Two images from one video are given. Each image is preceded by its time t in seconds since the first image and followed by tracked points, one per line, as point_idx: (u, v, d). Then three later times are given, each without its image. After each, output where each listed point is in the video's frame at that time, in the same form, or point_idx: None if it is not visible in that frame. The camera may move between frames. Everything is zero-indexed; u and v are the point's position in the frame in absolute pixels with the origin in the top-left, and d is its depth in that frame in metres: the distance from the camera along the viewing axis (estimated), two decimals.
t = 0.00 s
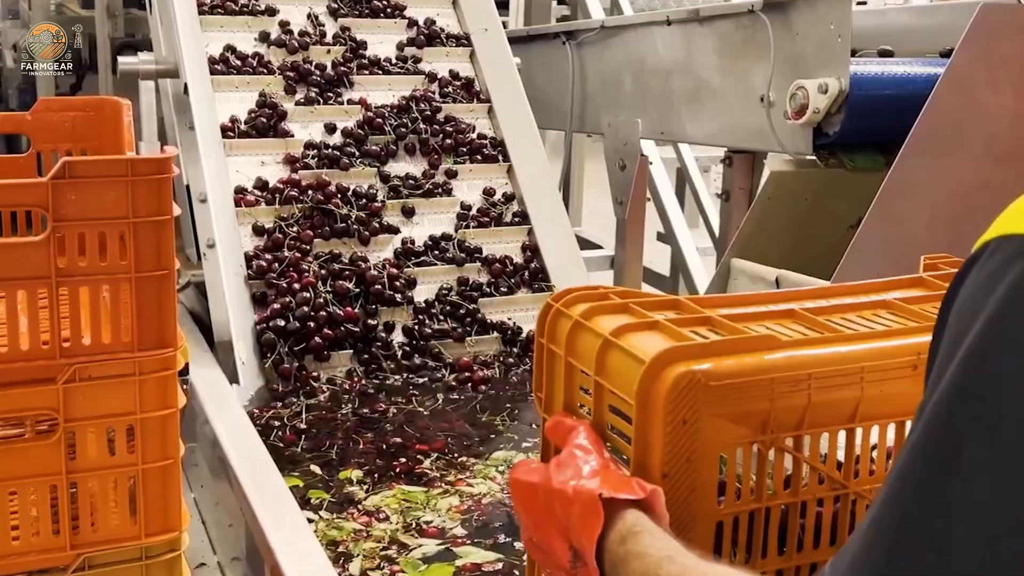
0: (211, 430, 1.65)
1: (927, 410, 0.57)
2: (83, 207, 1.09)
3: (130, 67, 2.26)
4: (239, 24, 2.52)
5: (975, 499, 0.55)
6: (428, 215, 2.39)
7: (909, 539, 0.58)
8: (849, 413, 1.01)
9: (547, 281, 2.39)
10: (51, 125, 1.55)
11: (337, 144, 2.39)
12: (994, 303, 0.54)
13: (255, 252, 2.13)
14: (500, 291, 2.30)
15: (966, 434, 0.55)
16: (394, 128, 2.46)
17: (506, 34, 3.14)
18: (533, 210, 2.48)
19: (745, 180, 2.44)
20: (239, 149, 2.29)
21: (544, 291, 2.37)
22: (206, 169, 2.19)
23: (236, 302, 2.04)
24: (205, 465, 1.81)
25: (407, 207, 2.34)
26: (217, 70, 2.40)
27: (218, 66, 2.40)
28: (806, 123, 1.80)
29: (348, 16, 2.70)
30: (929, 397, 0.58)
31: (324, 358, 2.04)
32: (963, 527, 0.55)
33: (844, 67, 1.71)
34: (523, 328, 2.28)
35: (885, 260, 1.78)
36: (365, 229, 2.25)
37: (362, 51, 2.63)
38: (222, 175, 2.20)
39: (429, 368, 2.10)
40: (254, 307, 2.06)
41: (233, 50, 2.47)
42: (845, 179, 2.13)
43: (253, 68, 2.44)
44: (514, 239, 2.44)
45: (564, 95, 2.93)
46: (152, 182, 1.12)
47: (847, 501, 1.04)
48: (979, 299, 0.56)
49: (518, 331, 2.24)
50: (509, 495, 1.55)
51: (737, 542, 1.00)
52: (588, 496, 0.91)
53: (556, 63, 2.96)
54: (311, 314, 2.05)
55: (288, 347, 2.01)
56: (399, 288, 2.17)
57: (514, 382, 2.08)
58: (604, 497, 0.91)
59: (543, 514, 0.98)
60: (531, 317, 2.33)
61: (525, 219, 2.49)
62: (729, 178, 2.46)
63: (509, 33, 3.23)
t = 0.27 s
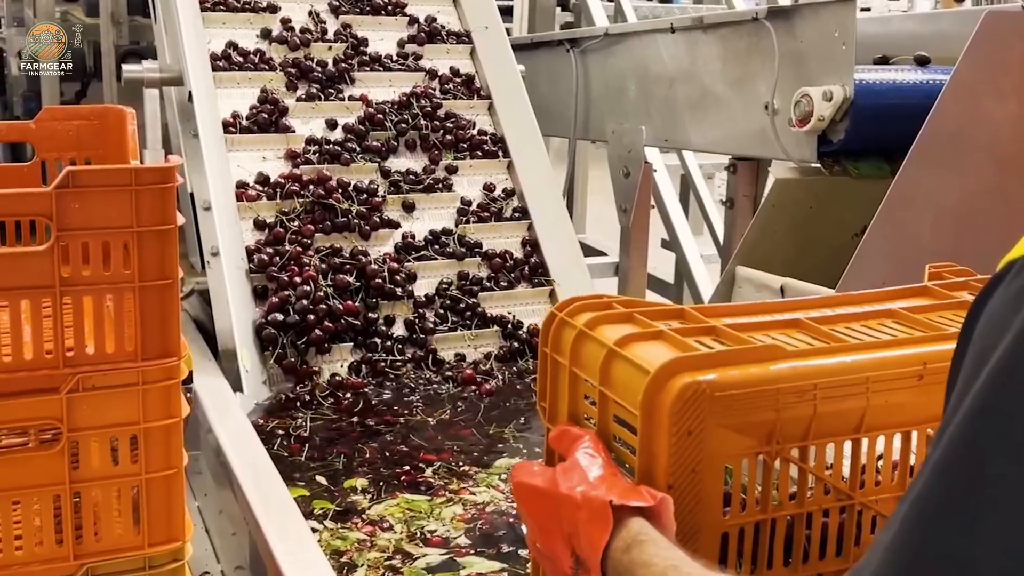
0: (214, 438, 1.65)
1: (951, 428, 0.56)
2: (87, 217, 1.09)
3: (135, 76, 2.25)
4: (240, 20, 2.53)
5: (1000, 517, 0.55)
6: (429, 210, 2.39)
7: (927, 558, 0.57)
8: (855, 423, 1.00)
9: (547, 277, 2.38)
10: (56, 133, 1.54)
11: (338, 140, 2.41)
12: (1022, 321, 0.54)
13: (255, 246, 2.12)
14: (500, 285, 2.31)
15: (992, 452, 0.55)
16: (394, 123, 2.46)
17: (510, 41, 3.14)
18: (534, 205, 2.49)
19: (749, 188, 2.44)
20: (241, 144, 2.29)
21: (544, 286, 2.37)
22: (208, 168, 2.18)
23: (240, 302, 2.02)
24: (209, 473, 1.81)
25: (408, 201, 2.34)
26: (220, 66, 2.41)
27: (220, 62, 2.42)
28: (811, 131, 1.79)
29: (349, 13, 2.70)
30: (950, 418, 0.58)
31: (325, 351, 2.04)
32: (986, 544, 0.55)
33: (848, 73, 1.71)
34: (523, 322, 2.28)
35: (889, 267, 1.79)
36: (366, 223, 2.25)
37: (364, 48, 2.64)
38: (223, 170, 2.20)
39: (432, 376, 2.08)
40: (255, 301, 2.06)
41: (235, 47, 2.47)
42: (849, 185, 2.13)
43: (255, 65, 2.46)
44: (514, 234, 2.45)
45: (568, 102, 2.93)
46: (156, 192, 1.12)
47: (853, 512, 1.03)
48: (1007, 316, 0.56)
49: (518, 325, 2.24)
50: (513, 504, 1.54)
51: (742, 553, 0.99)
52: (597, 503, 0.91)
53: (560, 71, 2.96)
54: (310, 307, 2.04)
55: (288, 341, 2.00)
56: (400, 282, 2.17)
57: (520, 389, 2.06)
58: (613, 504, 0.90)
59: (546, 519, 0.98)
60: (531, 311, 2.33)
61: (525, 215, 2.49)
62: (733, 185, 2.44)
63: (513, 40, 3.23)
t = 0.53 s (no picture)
0: (220, 447, 1.65)
1: (976, 441, 0.57)
2: (93, 227, 1.09)
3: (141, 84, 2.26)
4: (244, 18, 2.54)
5: None
6: (431, 206, 2.40)
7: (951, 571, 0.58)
8: (862, 434, 1.00)
9: (548, 272, 2.39)
10: (62, 142, 1.55)
11: (341, 136, 2.42)
12: None
13: (259, 241, 2.14)
14: (501, 280, 2.32)
15: (1016, 465, 0.56)
16: (397, 120, 2.47)
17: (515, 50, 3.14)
18: (534, 201, 2.50)
19: (755, 197, 2.44)
20: (245, 140, 2.30)
21: (545, 281, 2.37)
22: (213, 169, 2.17)
23: (244, 296, 2.04)
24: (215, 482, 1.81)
25: (410, 197, 2.35)
26: (223, 63, 2.41)
27: (223, 58, 2.42)
28: (817, 139, 1.79)
29: (352, 11, 2.71)
30: (975, 432, 0.59)
31: (328, 345, 2.07)
32: (1011, 557, 0.56)
33: (855, 82, 1.70)
34: (524, 316, 2.30)
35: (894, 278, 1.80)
36: (368, 218, 2.27)
37: (366, 46, 2.65)
38: (228, 167, 2.21)
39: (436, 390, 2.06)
40: (259, 295, 2.09)
41: (239, 44, 2.47)
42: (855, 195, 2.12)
43: (258, 62, 2.46)
44: (515, 229, 2.46)
45: (573, 109, 2.93)
46: (162, 202, 1.12)
47: (860, 523, 1.03)
48: None
49: (519, 320, 2.25)
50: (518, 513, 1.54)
51: (749, 565, 0.99)
52: (605, 526, 0.90)
53: (565, 80, 2.96)
54: (312, 302, 2.07)
55: (291, 335, 2.04)
56: (402, 276, 2.18)
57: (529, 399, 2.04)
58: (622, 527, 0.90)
59: (554, 542, 0.97)
60: (532, 307, 2.34)
61: (527, 211, 2.50)
62: (739, 193, 2.45)
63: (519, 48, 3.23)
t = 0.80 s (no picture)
0: (225, 457, 1.65)
1: (991, 452, 0.59)
2: (98, 239, 1.09)
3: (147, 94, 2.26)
4: (248, 17, 2.58)
5: None
6: (433, 203, 2.42)
7: None
8: (872, 446, 0.99)
9: (550, 267, 2.40)
10: (68, 153, 1.54)
11: (344, 133, 2.44)
12: None
13: (263, 236, 2.15)
14: (504, 276, 2.32)
15: None
16: (400, 117, 2.50)
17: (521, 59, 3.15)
18: (537, 198, 2.50)
19: (762, 205, 2.42)
20: (248, 136, 2.33)
21: (547, 276, 2.38)
22: (216, 170, 2.20)
23: (247, 289, 2.06)
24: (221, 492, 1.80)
25: (412, 193, 2.37)
26: (228, 61, 2.44)
27: (228, 56, 2.45)
28: (824, 148, 1.78)
29: (356, 9, 2.75)
30: (990, 442, 0.60)
31: (330, 339, 2.07)
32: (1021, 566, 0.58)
33: (862, 92, 1.70)
34: (525, 311, 2.30)
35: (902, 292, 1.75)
36: (371, 214, 2.29)
37: (370, 43, 2.69)
38: (232, 166, 2.23)
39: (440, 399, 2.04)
40: (261, 289, 2.10)
41: (243, 42, 2.52)
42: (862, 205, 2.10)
43: (262, 59, 2.50)
44: (517, 225, 2.47)
45: (579, 118, 2.93)
46: (168, 213, 1.12)
47: (870, 537, 1.02)
48: None
49: (521, 314, 2.25)
50: (524, 524, 1.53)
51: None
52: (608, 547, 0.89)
53: (571, 88, 2.97)
54: (315, 296, 2.07)
55: (294, 329, 2.04)
56: (404, 271, 2.20)
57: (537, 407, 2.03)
58: (624, 549, 0.88)
59: (560, 559, 0.96)
60: (535, 302, 2.34)
61: (530, 207, 2.50)
62: (746, 202, 2.43)
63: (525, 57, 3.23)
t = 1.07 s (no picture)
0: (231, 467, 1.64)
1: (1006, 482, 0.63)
2: (103, 250, 1.09)
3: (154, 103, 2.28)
4: (252, 16, 2.59)
5: None
6: (436, 200, 2.44)
7: None
8: (880, 459, 0.98)
9: (552, 263, 2.42)
10: (74, 163, 1.54)
11: (347, 131, 2.46)
12: None
13: (266, 232, 2.19)
14: (505, 272, 2.35)
15: None
16: (403, 115, 2.52)
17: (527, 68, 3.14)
18: (539, 194, 2.53)
19: (770, 214, 2.43)
20: (252, 133, 2.36)
21: (549, 273, 2.41)
22: (221, 165, 2.21)
23: (251, 283, 2.08)
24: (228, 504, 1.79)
25: (415, 189, 2.39)
26: (233, 59, 2.46)
27: (233, 55, 2.47)
28: (831, 157, 1.77)
29: (359, 9, 2.76)
30: (1004, 467, 0.65)
31: (333, 334, 2.10)
32: None
33: (870, 100, 1.69)
34: (527, 307, 2.32)
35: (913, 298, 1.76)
36: (374, 210, 2.31)
37: (372, 42, 2.69)
38: (236, 163, 2.25)
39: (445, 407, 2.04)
40: (265, 284, 2.12)
41: (247, 41, 2.53)
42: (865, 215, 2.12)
43: (267, 58, 2.51)
44: (519, 222, 2.49)
45: (586, 128, 2.93)
46: (173, 225, 1.12)
47: (879, 550, 1.01)
48: None
49: (523, 311, 2.27)
50: (529, 536, 1.53)
51: None
52: (613, 564, 0.88)
53: (577, 97, 2.96)
54: (318, 291, 2.10)
55: (297, 323, 2.07)
56: (407, 267, 2.22)
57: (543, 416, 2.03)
58: (630, 566, 0.88)
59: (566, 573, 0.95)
60: (537, 298, 2.37)
61: (531, 203, 2.53)
62: (753, 211, 2.43)
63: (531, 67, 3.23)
